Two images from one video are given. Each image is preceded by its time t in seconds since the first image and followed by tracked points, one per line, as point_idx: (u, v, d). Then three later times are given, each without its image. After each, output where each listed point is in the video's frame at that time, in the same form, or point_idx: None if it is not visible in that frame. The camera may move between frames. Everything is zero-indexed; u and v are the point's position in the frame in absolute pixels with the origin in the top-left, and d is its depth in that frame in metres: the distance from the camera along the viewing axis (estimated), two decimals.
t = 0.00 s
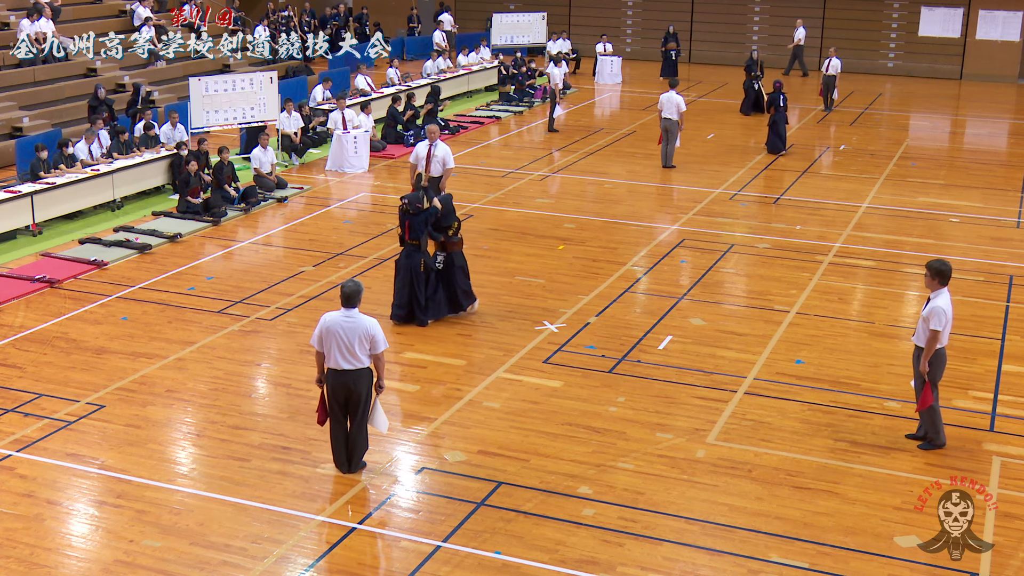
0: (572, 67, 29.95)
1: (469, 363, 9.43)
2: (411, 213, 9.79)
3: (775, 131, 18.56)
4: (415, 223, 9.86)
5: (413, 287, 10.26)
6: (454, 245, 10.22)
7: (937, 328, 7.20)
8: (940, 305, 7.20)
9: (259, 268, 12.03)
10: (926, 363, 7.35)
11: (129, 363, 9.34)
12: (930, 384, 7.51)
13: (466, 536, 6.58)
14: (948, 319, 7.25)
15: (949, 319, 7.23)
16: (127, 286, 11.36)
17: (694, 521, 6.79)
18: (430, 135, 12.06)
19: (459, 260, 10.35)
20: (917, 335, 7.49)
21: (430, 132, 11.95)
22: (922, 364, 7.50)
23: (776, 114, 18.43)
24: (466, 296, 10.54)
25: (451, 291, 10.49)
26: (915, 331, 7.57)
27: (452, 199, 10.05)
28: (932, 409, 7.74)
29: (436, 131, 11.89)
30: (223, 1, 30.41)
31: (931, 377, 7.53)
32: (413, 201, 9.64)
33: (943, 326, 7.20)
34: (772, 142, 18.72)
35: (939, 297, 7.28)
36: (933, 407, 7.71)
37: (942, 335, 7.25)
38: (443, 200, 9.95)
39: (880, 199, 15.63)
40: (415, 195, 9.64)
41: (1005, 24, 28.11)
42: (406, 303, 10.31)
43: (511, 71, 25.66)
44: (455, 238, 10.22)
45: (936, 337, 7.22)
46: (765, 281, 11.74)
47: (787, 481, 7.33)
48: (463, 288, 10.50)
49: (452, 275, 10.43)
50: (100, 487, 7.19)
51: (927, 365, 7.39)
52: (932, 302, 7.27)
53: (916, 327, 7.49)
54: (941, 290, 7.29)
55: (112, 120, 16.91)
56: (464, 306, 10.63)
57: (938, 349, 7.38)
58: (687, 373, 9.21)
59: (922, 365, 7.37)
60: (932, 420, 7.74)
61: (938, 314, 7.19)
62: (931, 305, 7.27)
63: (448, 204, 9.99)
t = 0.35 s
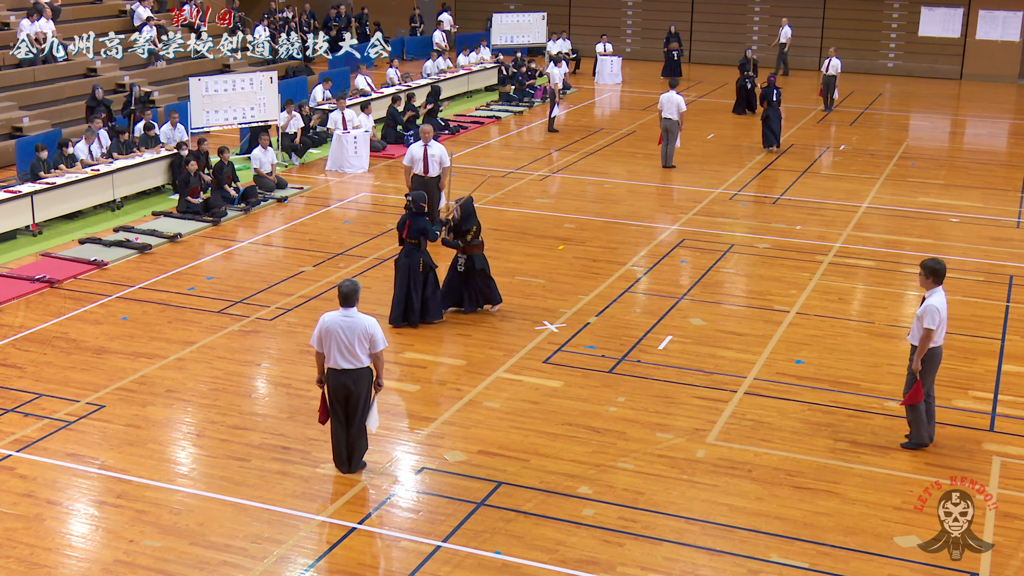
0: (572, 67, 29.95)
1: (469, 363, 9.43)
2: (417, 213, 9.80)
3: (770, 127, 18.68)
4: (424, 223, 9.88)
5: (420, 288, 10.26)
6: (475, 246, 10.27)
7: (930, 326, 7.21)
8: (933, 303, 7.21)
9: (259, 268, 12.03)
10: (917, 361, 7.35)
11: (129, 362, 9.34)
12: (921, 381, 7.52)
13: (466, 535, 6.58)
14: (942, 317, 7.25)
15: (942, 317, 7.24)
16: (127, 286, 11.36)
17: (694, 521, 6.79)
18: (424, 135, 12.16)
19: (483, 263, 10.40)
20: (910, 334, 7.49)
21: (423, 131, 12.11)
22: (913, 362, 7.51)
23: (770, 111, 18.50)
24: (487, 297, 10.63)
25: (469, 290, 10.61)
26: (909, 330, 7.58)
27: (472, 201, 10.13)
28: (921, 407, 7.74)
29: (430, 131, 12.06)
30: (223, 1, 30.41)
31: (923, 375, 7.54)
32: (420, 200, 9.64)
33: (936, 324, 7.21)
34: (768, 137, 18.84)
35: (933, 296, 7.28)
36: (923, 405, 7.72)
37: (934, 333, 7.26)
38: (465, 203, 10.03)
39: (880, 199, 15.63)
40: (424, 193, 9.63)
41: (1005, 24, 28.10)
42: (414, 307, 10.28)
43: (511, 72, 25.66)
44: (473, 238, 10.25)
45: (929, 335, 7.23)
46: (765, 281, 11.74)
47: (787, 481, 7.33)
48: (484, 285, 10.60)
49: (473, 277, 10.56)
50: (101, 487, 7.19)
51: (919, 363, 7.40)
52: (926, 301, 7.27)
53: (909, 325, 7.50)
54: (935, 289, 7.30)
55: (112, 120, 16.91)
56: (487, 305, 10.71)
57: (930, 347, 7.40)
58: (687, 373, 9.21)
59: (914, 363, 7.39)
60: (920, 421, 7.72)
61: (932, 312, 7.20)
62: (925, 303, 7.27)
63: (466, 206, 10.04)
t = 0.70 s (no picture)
0: (572, 67, 29.95)
1: (469, 364, 9.43)
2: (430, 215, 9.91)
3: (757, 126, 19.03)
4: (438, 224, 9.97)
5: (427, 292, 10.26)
6: (474, 247, 10.30)
7: (922, 327, 7.21)
8: (925, 304, 7.20)
9: (259, 268, 12.03)
10: (909, 362, 7.35)
11: (129, 362, 9.34)
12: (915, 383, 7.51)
13: (466, 536, 6.58)
14: (934, 318, 7.25)
15: (933, 318, 7.24)
16: (127, 286, 11.36)
17: (694, 521, 6.79)
18: (417, 135, 12.24)
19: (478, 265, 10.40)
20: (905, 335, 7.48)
21: (417, 132, 12.19)
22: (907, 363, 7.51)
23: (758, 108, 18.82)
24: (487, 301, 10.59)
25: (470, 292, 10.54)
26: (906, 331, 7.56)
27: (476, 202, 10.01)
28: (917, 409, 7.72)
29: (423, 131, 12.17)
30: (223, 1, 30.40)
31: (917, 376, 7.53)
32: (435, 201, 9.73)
33: (927, 325, 7.21)
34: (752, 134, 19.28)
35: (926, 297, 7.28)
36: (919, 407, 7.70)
37: (925, 333, 7.26)
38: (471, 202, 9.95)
39: (880, 199, 15.63)
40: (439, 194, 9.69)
41: (1005, 24, 28.11)
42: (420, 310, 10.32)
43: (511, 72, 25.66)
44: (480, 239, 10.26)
45: (921, 335, 7.23)
46: (765, 281, 11.73)
47: (787, 481, 7.33)
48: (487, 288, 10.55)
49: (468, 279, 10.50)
50: (101, 487, 7.19)
51: (912, 364, 7.40)
52: (919, 302, 7.27)
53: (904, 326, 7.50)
54: (930, 291, 7.30)
55: (112, 120, 16.92)
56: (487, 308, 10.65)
57: (923, 348, 7.39)
58: (687, 373, 9.21)
59: (907, 364, 7.38)
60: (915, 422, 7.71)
61: (923, 313, 7.19)
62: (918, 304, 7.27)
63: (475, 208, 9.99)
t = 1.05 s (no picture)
0: (572, 67, 29.95)
1: (470, 363, 9.43)
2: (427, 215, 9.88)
3: (745, 121, 19.52)
4: (433, 225, 9.84)
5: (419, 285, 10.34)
6: (469, 253, 10.02)
7: (916, 329, 7.20)
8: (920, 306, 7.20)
9: (259, 268, 12.03)
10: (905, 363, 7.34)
11: (129, 363, 9.34)
12: (912, 384, 7.50)
13: (466, 536, 6.58)
14: (930, 320, 7.24)
15: (929, 319, 7.22)
16: (127, 286, 11.36)
17: (694, 521, 6.79)
18: (416, 135, 12.24)
19: (471, 271, 10.17)
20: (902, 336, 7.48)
21: (415, 132, 12.20)
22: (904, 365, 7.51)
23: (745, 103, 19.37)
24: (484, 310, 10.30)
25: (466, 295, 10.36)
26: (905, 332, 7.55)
27: (473, 209, 9.73)
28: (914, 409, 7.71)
29: (421, 131, 12.20)
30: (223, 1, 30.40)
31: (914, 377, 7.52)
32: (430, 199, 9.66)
33: (922, 327, 7.20)
34: (743, 131, 19.71)
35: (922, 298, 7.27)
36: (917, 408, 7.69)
37: (920, 335, 7.26)
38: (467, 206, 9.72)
39: (879, 199, 15.63)
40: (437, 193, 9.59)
41: (1005, 24, 28.11)
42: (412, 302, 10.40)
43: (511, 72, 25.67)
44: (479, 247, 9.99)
45: (915, 337, 7.22)
46: (765, 281, 11.74)
47: (787, 481, 7.33)
48: (484, 297, 10.29)
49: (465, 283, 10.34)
50: (100, 487, 7.19)
51: (908, 365, 7.39)
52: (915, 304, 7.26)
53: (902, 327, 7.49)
54: (927, 293, 7.30)
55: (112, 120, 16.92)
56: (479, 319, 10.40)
57: (919, 350, 7.38)
58: (687, 373, 9.21)
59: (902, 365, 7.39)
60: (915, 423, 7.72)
61: (919, 315, 7.18)
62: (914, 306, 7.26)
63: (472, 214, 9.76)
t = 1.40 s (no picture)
0: (572, 67, 29.95)
1: (470, 364, 9.43)
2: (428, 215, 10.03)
3: (741, 118, 19.88)
4: (434, 223, 9.96)
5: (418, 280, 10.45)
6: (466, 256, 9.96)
7: (915, 329, 7.22)
8: (920, 306, 7.19)
9: (259, 268, 12.03)
10: (903, 364, 7.35)
11: (129, 363, 9.34)
12: (911, 385, 7.50)
13: (466, 536, 6.58)
14: (928, 321, 7.24)
15: (928, 320, 7.23)
16: (127, 286, 11.36)
17: (694, 521, 6.79)
18: (415, 135, 12.26)
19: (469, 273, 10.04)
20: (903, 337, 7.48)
21: (415, 132, 12.20)
22: (904, 365, 7.51)
23: (740, 100, 19.82)
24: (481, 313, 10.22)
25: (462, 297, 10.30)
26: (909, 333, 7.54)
27: (472, 210, 9.74)
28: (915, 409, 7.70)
29: (421, 131, 12.20)
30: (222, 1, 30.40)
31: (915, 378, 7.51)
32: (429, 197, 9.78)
33: (921, 327, 7.21)
34: (739, 130, 20.03)
35: (923, 300, 7.27)
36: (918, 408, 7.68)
37: (920, 336, 7.26)
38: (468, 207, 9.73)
39: (879, 199, 15.63)
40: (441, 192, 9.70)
41: (1005, 24, 28.11)
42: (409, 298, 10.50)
43: (511, 72, 25.67)
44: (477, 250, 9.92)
45: (914, 338, 7.23)
46: (765, 281, 11.73)
47: (787, 481, 7.33)
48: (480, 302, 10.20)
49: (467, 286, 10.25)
50: (100, 487, 7.19)
51: (907, 366, 7.39)
52: (915, 304, 7.26)
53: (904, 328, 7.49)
54: (927, 293, 7.30)
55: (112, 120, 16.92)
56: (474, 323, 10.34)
57: (919, 350, 7.38)
58: (687, 373, 9.21)
59: (902, 366, 7.39)
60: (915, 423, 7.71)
61: (918, 315, 7.18)
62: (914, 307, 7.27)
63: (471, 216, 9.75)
